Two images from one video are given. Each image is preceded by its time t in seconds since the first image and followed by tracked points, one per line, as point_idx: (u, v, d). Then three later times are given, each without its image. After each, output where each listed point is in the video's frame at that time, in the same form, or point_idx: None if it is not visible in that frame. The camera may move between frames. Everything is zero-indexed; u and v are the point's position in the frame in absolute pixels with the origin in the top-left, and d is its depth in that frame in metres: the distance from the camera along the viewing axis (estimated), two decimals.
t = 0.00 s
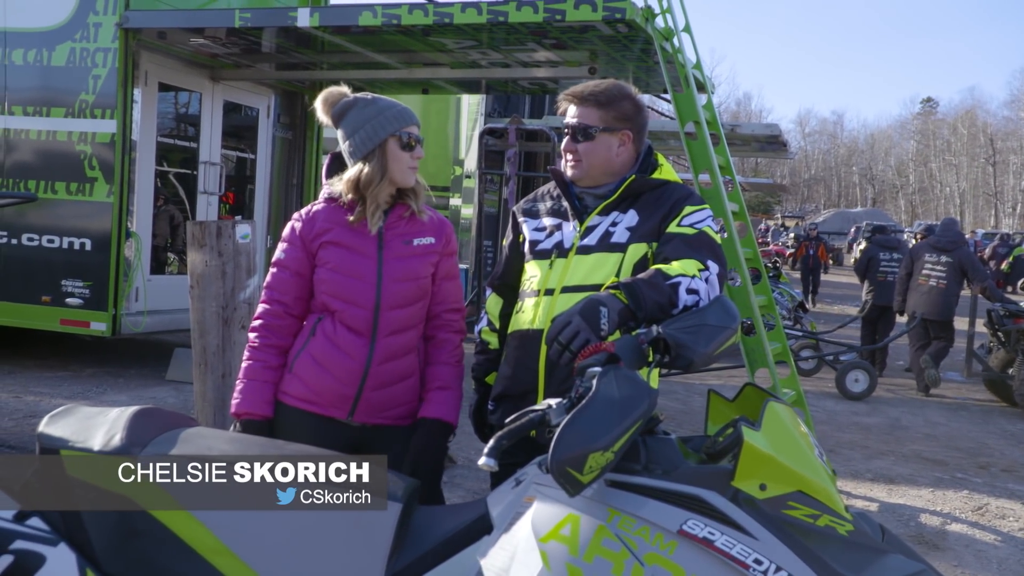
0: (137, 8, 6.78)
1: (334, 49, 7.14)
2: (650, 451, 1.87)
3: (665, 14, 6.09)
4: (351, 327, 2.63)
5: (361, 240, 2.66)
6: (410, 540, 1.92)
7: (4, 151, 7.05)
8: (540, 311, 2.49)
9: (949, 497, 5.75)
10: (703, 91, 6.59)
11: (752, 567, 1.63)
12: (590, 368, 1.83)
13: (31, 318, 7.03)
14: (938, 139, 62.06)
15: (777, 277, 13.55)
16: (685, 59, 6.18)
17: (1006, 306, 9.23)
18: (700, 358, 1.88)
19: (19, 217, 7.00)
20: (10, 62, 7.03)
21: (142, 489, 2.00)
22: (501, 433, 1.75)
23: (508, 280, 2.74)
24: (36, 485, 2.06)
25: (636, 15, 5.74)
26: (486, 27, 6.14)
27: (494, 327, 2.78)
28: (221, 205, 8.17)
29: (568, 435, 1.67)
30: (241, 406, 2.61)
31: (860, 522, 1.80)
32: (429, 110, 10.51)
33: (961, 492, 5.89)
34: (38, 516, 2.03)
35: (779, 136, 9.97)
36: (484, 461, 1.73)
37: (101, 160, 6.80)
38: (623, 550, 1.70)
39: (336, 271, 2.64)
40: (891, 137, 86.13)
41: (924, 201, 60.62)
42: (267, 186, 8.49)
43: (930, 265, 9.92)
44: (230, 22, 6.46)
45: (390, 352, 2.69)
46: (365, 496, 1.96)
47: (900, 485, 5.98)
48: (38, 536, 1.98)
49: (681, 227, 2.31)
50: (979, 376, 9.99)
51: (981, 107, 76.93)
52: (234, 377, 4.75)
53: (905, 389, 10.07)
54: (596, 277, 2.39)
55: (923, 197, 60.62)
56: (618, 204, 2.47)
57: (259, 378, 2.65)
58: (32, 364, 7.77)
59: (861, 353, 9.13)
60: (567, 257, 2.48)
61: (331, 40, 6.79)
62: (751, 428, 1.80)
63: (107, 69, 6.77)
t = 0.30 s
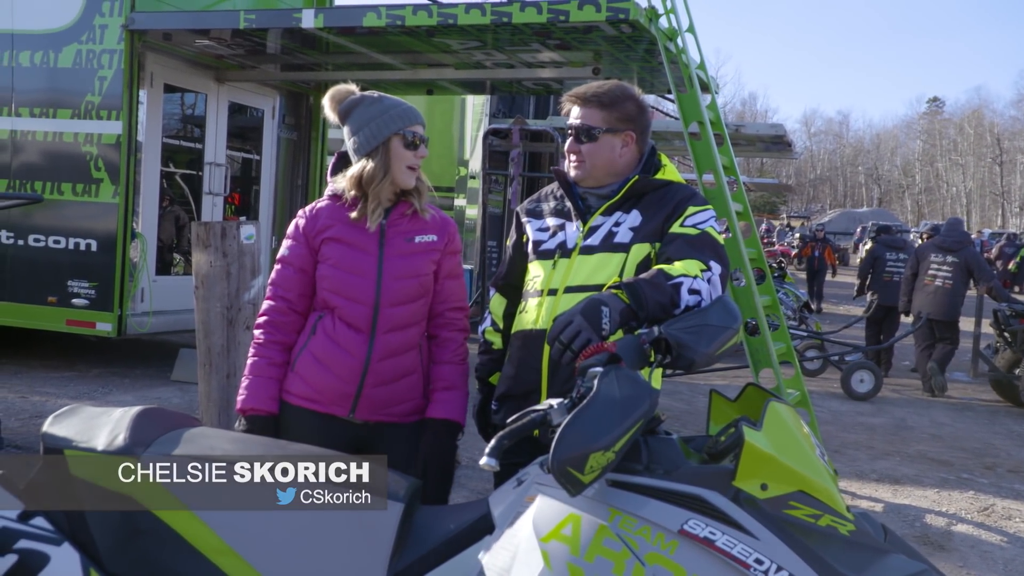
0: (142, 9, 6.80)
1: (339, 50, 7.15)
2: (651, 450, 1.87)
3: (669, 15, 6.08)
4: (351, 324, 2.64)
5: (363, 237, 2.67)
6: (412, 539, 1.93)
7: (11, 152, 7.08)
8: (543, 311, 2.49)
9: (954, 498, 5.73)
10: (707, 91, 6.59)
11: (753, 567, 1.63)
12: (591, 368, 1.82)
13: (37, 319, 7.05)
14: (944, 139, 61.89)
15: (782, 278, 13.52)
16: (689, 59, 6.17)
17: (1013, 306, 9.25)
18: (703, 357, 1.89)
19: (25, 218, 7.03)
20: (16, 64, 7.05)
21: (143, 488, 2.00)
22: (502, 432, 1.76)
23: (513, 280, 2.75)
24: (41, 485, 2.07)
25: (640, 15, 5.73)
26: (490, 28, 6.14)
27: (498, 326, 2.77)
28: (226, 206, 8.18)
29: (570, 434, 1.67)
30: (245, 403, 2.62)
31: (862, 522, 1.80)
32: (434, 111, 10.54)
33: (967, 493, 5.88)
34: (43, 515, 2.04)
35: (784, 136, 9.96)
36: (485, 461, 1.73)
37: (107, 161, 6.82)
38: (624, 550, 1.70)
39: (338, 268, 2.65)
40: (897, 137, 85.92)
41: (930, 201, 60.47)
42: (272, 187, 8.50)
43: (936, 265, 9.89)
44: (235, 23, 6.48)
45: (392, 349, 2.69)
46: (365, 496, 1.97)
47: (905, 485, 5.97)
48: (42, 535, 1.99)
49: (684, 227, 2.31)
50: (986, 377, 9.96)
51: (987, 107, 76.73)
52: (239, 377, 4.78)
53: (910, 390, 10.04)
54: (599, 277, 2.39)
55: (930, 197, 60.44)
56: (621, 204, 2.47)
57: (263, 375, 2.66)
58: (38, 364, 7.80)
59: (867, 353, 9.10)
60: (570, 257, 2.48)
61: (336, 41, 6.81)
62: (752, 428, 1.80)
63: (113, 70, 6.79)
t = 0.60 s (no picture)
0: (147, 12, 6.81)
1: (343, 52, 7.16)
2: (651, 451, 1.87)
3: (672, 15, 6.07)
4: (348, 325, 2.64)
5: (359, 239, 2.68)
6: (414, 539, 1.93)
7: (16, 155, 7.10)
8: (545, 312, 2.50)
9: (959, 499, 5.72)
10: (710, 92, 6.58)
11: (753, 567, 1.64)
12: (591, 368, 1.82)
13: (42, 321, 7.07)
14: (950, 139, 61.75)
15: (787, 279, 13.50)
16: (692, 60, 6.17)
17: (1017, 306, 9.21)
18: (703, 358, 1.88)
19: (30, 220, 7.05)
20: (22, 67, 7.08)
21: (143, 489, 2.00)
22: (502, 433, 1.76)
23: (515, 282, 2.75)
24: (45, 486, 2.09)
25: (643, 16, 5.73)
26: (494, 29, 6.15)
27: (501, 328, 2.77)
28: (230, 207, 8.20)
29: (569, 435, 1.68)
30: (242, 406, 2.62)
31: (862, 522, 1.79)
32: (438, 113, 10.53)
33: (972, 494, 5.86)
34: (45, 516, 2.05)
35: (788, 136, 9.94)
36: (485, 461, 1.74)
37: (112, 164, 6.84)
38: (624, 550, 1.70)
39: (334, 270, 2.66)
40: (903, 138, 85.76)
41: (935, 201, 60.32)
42: (276, 190, 8.51)
43: (941, 265, 9.86)
44: (239, 25, 6.49)
45: (388, 350, 2.70)
46: (365, 496, 1.97)
47: (910, 486, 5.96)
48: (45, 537, 2.00)
49: (686, 228, 2.31)
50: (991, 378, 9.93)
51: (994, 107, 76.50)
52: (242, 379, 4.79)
53: (915, 391, 10.02)
54: (601, 278, 2.39)
55: (935, 198, 60.28)
56: (623, 205, 2.48)
57: (260, 377, 2.67)
58: (43, 366, 7.82)
59: (871, 354, 9.08)
60: (572, 257, 2.48)
61: (339, 43, 6.82)
62: (752, 429, 1.80)
63: (117, 73, 6.81)
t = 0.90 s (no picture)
0: (152, 16, 6.84)
1: (347, 55, 7.17)
2: (652, 453, 1.87)
3: (675, 18, 6.07)
4: (355, 330, 2.65)
5: (364, 244, 2.69)
6: (414, 541, 1.94)
7: (23, 159, 7.13)
8: (551, 317, 2.51)
9: (965, 502, 5.70)
10: (714, 94, 6.57)
11: (753, 569, 1.63)
12: (591, 371, 1.85)
13: (48, 324, 7.09)
14: (956, 141, 61.60)
15: (792, 281, 13.48)
16: (696, 63, 6.15)
17: None
18: (704, 360, 1.88)
19: (37, 224, 7.07)
20: (28, 71, 7.12)
21: (145, 490, 2.01)
22: (503, 435, 1.76)
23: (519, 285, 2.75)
24: (48, 487, 2.07)
25: (646, 19, 5.74)
26: (497, 32, 6.15)
27: (507, 332, 2.78)
28: (235, 210, 8.22)
29: (569, 437, 1.68)
30: (244, 413, 2.60)
31: (863, 524, 1.79)
32: (442, 116, 10.51)
33: (977, 497, 5.84)
34: (46, 517, 2.05)
35: (792, 139, 9.93)
36: (486, 463, 1.74)
37: (117, 167, 6.86)
38: (623, 552, 1.70)
39: (340, 275, 2.66)
40: (908, 140, 85.58)
41: (941, 204, 60.17)
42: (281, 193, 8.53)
43: (947, 267, 9.83)
44: (243, 29, 6.50)
45: (393, 355, 2.72)
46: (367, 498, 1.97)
47: (915, 489, 5.94)
48: (48, 537, 2.01)
49: (686, 230, 2.31)
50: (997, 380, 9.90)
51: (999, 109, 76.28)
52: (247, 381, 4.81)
53: (921, 393, 9.99)
54: (606, 283, 2.40)
55: (941, 200, 60.09)
56: (626, 208, 2.48)
57: (260, 383, 2.65)
58: (49, 369, 7.84)
59: (876, 356, 9.06)
60: (577, 262, 2.49)
61: (343, 47, 6.83)
62: (751, 431, 1.80)
63: (123, 76, 6.83)
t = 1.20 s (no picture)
0: (156, 21, 6.86)
1: (350, 59, 7.18)
2: (652, 454, 1.86)
3: (678, 20, 6.07)
4: (356, 332, 2.66)
5: (365, 246, 2.70)
6: (416, 542, 1.94)
7: (28, 163, 7.16)
8: (573, 328, 2.49)
9: (969, 504, 5.69)
10: (717, 96, 6.57)
11: (752, 570, 1.64)
12: (590, 372, 1.89)
13: (53, 328, 7.11)
14: (961, 143, 61.47)
15: (796, 283, 13.46)
16: (699, 65, 6.15)
17: None
18: (704, 362, 1.87)
19: (42, 228, 7.10)
20: (33, 76, 7.14)
21: (146, 493, 2.02)
22: (501, 438, 1.77)
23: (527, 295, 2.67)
24: (53, 490, 2.12)
25: (648, 22, 5.74)
26: (500, 36, 6.16)
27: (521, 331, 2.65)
28: (240, 214, 8.25)
29: (567, 439, 1.69)
30: (247, 414, 2.61)
31: (864, 525, 1.79)
32: (447, 119, 10.51)
33: (983, 499, 5.83)
34: (50, 520, 2.09)
35: (797, 141, 9.92)
36: (485, 466, 1.75)
37: (122, 171, 6.89)
38: (623, 553, 1.71)
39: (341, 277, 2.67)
40: (913, 142, 85.43)
41: (947, 205, 60.03)
42: (285, 196, 8.55)
43: (952, 269, 9.81)
44: (247, 33, 6.53)
45: (395, 357, 2.72)
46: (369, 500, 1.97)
47: (920, 491, 5.92)
48: (50, 540, 2.05)
49: (694, 230, 2.34)
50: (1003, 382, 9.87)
51: (1004, 110, 76.17)
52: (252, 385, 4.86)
53: (927, 395, 9.97)
54: (624, 288, 2.41)
55: (947, 202, 59.92)
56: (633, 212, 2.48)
57: (264, 385, 2.66)
58: (55, 373, 7.87)
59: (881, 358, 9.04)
60: (591, 272, 2.46)
61: (347, 50, 6.85)
62: (751, 432, 1.80)
63: (127, 81, 6.85)
